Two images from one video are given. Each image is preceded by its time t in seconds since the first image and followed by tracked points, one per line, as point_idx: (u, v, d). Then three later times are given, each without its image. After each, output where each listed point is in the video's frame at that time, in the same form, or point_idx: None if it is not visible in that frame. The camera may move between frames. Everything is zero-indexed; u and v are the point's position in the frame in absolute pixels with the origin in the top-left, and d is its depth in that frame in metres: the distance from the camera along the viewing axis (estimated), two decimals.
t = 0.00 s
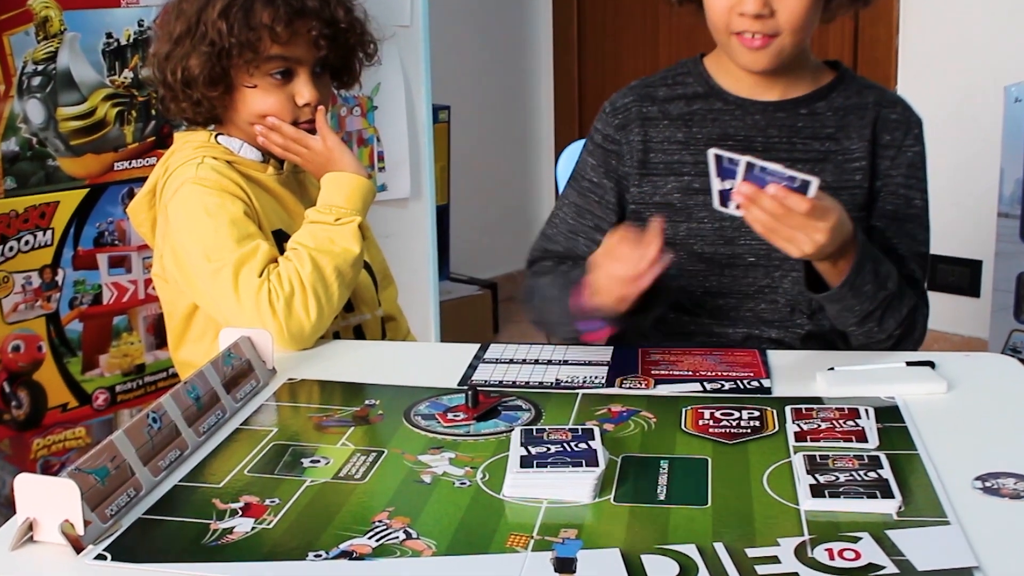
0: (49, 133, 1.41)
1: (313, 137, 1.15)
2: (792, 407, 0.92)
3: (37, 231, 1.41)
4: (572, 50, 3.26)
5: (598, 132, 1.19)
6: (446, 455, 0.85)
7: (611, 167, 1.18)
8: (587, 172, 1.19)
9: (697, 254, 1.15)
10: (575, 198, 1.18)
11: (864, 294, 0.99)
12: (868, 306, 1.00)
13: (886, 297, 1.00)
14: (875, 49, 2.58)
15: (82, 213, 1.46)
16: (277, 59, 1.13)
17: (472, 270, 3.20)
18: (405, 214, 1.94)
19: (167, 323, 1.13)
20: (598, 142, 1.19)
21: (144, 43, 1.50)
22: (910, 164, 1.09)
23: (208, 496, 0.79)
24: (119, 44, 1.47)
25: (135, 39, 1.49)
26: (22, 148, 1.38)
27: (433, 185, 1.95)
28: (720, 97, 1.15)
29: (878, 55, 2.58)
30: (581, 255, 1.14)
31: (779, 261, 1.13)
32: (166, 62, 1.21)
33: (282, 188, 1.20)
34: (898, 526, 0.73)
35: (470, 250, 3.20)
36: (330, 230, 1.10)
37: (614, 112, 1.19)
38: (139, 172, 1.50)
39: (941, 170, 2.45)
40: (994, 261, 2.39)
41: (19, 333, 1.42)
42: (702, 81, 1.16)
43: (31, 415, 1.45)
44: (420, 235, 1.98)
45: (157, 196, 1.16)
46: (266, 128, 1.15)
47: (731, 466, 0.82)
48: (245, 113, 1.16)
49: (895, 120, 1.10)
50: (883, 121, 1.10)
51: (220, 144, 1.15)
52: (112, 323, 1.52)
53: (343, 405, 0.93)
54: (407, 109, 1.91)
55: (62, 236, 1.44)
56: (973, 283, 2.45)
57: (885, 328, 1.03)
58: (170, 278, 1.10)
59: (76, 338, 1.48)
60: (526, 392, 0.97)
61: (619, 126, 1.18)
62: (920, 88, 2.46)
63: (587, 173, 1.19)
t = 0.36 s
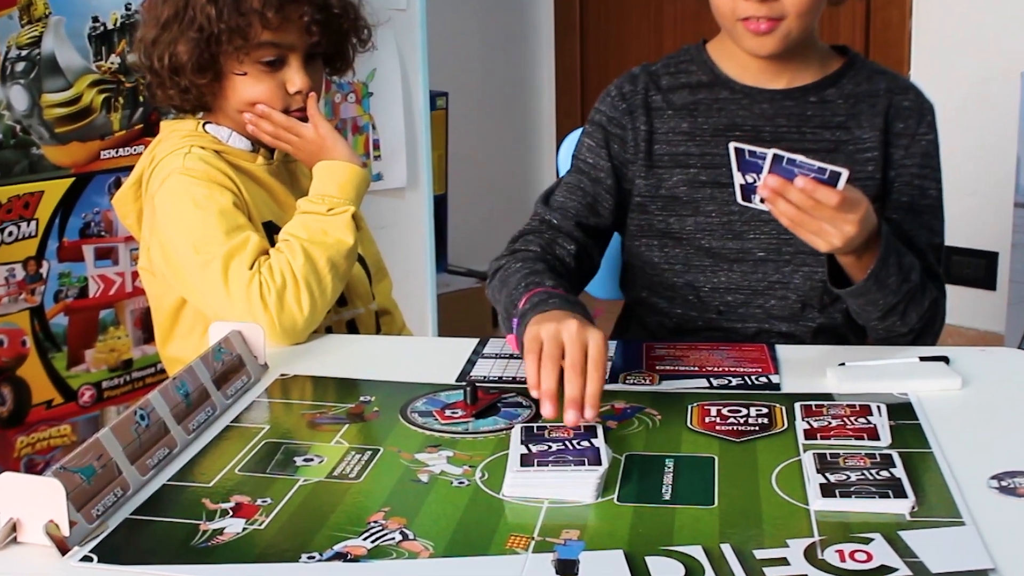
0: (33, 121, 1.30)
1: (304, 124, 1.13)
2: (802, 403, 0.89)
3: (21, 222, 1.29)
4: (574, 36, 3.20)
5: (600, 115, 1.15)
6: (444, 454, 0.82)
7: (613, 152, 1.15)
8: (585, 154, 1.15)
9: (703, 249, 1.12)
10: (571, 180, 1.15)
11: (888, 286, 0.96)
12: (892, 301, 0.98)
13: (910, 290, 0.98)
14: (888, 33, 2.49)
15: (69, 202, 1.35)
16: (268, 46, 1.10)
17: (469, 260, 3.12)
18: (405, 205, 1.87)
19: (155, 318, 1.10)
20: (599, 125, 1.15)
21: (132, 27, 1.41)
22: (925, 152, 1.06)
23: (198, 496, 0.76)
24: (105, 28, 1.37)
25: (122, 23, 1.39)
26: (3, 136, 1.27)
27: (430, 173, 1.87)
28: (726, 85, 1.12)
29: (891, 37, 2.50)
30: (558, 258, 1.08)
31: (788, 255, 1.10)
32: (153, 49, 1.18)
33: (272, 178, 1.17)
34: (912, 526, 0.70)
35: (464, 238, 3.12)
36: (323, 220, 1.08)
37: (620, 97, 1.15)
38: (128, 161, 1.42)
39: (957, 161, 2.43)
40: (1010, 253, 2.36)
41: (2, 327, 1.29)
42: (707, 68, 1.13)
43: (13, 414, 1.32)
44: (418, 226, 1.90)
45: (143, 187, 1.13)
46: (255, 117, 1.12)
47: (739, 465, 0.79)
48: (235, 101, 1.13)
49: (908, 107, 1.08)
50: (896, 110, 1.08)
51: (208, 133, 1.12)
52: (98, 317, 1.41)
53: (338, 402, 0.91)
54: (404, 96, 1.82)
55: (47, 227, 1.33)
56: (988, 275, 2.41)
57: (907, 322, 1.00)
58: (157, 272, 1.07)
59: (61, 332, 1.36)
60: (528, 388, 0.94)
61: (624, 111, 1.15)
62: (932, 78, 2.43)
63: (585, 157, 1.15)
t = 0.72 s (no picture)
0: (16, 108, 1.19)
1: (292, 112, 1.10)
2: (812, 400, 0.86)
3: (3, 213, 1.19)
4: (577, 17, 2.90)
5: (599, 104, 1.12)
6: (441, 452, 0.79)
7: (612, 143, 1.12)
8: (582, 146, 1.13)
9: (708, 243, 1.10)
10: (568, 172, 1.12)
11: (895, 287, 0.93)
12: (898, 299, 0.95)
13: (916, 288, 0.95)
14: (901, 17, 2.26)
15: (54, 191, 1.24)
16: (257, 35, 1.07)
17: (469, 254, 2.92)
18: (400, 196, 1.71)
19: (142, 314, 1.07)
20: (598, 115, 1.12)
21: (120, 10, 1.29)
22: (937, 140, 1.04)
23: (189, 495, 0.74)
24: (91, 11, 1.26)
25: (109, 5, 1.27)
26: None
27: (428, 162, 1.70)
28: (729, 72, 1.10)
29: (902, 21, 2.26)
30: (552, 254, 1.06)
31: (796, 249, 1.07)
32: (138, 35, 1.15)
33: (261, 168, 1.14)
34: (925, 527, 0.67)
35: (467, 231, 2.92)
36: (315, 210, 1.05)
37: (620, 86, 1.12)
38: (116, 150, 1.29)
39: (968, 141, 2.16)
40: None
41: None
42: (710, 55, 1.10)
43: None
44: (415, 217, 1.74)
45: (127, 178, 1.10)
46: (241, 108, 1.09)
47: (747, 465, 0.76)
48: (223, 90, 1.10)
49: (920, 93, 1.05)
50: (908, 96, 1.05)
51: (195, 123, 1.09)
52: (85, 310, 1.29)
53: (332, 399, 0.88)
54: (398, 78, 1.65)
55: (32, 217, 1.22)
56: (1007, 268, 2.16)
57: (912, 318, 0.97)
58: (144, 267, 1.04)
59: (46, 327, 1.25)
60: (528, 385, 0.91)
61: (624, 101, 1.12)
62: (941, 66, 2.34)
63: (584, 148, 1.12)
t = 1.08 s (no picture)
0: None
1: (281, 100, 1.08)
2: (822, 397, 0.83)
3: None
4: None
5: (600, 92, 1.09)
6: (439, 451, 0.76)
7: (611, 131, 1.09)
8: (581, 133, 1.10)
9: (711, 234, 1.07)
10: (566, 160, 1.10)
11: (898, 285, 0.90)
12: (903, 298, 0.92)
13: (922, 286, 0.93)
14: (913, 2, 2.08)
15: (37, 182, 1.21)
16: (248, 23, 1.04)
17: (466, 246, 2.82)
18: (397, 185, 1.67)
19: (130, 308, 1.04)
20: (598, 102, 1.09)
21: None
22: (948, 128, 1.01)
23: (178, 494, 0.71)
24: None
25: None
26: None
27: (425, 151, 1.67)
28: (734, 59, 1.07)
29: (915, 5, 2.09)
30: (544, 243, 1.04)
31: (802, 240, 1.05)
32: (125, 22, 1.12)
33: (251, 159, 1.11)
34: (939, 528, 0.65)
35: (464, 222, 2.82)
36: (307, 201, 1.03)
37: (621, 72, 1.10)
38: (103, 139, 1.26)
39: (983, 131, 2.04)
40: None
41: None
42: (714, 41, 1.07)
43: None
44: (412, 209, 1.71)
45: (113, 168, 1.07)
46: (227, 96, 1.07)
47: (755, 464, 0.74)
48: (211, 78, 1.08)
49: (930, 79, 1.02)
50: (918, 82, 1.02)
51: (182, 112, 1.06)
52: (72, 304, 1.26)
53: (327, 395, 0.85)
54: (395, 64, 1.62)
55: (16, 209, 1.20)
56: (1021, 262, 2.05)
57: (920, 317, 0.95)
58: (130, 260, 1.02)
59: (31, 322, 1.22)
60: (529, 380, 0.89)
61: (625, 88, 1.09)
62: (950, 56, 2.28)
63: (583, 137, 1.10)
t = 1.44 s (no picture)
0: None
1: (277, 87, 1.05)
2: (831, 393, 0.81)
3: None
4: None
5: (603, 81, 1.07)
6: (437, 449, 0.74)
7: (616, 122, 1.07)
8: (583, 124, 1.08)
9: (719, 226, 1.05)
10: (567, 153, 1.07)
11: (910, 279, 0.88)
12: (916, 291, 0.90)
13: (935, 280, 0.90)
14: None
15: (22, 172, 1.19)
16: (247, 5, 1.02)
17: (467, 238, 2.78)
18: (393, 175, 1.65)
19: (118, 300, 1.02)
20: (601, 92, 1.07)
21: None
22: (961, 116, 0.99)
23: (168, 493, 0.69)
24: None
25: None
26: None
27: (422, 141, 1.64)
28: (740, 45, 1.04)
29: None
30: (548, 242, 1.01)
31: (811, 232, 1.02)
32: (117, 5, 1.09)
33: (244, 146, 1.09)
34: (952, 528, 0.62)
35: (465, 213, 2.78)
36: (301, 191, 1.01)
37: (624, 61, 1.07)
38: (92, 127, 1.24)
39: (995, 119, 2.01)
40: None
41: None
42: (719, 27, 1.05)
43: None
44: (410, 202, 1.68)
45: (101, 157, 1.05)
46: (221, 81, 1.04)
47: (764, 462, 0.71)
48: (203, 63, 1.06)
49: (942, 65, 1.00)
50: (929, 68, 1.00)
51: (173, 98, 1.04)
52: (58, 298, 1.24)
53: (322, 392, 0.83)
54: (390, 53, 1.59)
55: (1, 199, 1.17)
56: None
57: (934, 311, 0.93)
58: (118, 252, 0.99)
59: (14, 317, 1.20)
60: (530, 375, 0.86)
61: (629, 77, 1.07)
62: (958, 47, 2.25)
63: (586, 129, 1.07)
